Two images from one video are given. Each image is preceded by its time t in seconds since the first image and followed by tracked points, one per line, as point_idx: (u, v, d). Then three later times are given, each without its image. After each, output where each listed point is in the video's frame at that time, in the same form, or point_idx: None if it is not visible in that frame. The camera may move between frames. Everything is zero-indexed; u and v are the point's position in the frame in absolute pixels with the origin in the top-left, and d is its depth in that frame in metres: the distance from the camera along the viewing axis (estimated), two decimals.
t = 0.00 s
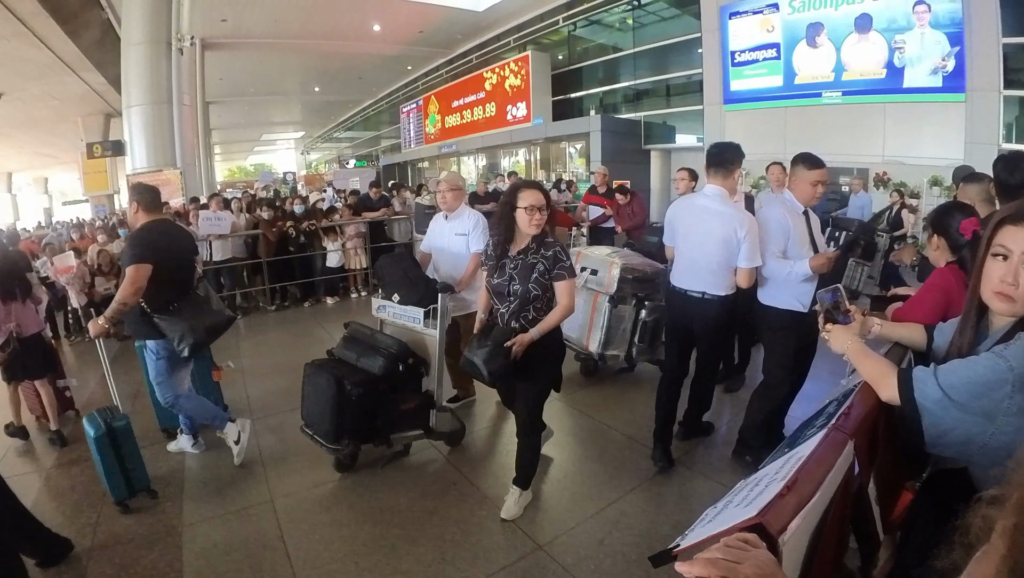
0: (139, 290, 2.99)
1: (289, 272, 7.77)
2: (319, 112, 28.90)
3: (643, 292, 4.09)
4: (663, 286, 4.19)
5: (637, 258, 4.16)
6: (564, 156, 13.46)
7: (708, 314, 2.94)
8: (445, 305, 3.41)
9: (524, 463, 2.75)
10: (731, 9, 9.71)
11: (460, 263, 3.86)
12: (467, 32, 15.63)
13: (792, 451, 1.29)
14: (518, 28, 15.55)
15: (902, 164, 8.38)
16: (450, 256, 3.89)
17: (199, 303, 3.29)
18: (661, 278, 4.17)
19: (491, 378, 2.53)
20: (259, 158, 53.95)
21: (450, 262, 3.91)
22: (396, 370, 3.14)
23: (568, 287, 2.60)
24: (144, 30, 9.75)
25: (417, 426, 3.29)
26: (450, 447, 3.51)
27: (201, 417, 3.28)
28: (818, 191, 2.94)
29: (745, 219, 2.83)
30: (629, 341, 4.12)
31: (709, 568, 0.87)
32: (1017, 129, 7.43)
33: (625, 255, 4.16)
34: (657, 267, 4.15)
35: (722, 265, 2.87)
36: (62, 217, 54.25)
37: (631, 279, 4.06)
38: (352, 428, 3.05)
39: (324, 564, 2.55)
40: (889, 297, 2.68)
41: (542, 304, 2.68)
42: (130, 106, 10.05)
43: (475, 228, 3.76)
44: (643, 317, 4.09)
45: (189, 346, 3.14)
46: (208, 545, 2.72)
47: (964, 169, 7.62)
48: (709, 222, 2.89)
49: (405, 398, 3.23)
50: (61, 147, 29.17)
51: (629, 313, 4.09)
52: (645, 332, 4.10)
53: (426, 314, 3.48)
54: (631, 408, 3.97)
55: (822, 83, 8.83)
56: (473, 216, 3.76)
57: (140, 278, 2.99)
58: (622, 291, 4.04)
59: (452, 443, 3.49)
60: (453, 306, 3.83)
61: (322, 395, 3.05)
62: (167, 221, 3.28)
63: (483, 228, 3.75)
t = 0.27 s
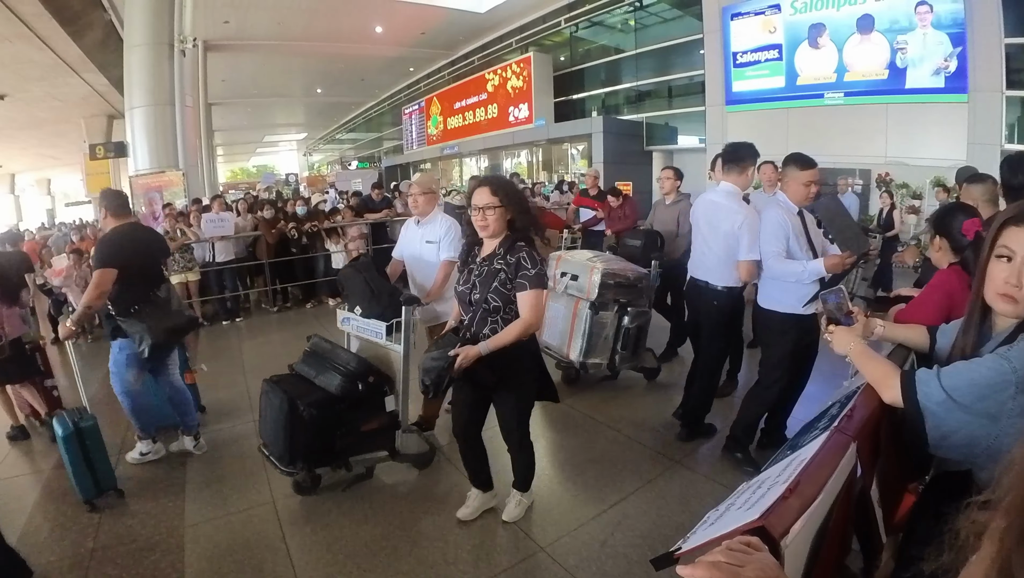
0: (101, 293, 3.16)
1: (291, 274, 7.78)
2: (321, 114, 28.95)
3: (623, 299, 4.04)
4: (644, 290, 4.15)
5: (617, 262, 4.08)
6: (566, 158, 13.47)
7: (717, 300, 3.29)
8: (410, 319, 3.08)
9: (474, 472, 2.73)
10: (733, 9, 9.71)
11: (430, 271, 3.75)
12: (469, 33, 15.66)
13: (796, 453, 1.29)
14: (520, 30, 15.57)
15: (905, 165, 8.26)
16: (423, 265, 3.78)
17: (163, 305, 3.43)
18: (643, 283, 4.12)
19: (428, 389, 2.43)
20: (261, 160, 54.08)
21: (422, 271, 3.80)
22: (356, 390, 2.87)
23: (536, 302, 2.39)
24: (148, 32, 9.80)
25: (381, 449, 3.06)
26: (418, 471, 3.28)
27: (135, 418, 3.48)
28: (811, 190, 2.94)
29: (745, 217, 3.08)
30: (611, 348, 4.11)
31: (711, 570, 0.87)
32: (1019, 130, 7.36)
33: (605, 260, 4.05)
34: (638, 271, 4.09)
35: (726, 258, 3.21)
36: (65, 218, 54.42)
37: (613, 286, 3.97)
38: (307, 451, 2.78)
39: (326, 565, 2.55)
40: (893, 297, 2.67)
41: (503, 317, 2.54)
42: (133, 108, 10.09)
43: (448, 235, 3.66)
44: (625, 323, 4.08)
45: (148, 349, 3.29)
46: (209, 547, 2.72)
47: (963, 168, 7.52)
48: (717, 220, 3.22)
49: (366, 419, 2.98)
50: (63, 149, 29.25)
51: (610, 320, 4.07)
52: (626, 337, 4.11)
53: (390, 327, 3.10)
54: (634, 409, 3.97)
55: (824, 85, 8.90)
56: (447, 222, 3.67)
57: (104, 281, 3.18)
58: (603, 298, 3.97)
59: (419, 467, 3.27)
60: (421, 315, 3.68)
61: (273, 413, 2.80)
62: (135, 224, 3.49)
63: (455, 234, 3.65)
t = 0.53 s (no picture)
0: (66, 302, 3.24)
1: (293, 274, 7.80)
2: (324, 114, 28.99)
3: (604, 304, 3.95)
4: (627, 296, 4.06)
5: (596, 266, 4.00)
6: (568, 158, 13.47)
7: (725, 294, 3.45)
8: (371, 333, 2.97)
9: (428, 502, 2.46)
10: (735, 10, 9.69)
11: (401, 281, 3.75)
12: (471, 34, 15.67)
13: (801, 453, 1.28)
14: (521, 31, 15.58)
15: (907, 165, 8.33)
16: (393, 273, 3.77)
17: (121, 316, 3.46)
18: (626, 288, 4.04)
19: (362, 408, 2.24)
20: (263, 160, 54.19)
21: (393, 278, 3.80)
22: (311, 408, 2.68)
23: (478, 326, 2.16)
24: (150, 33, 9.82)
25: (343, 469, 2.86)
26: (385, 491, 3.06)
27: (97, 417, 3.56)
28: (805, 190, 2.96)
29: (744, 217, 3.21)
30: (592, 357, 4.01)
31: (717, 572, 0.86)
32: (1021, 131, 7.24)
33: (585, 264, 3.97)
34: (621, 277, 4.01)
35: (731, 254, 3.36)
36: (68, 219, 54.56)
37: (593, 291, 3.90)
38: (259, 471, 2.63)
39: (327, 567, 2.55)
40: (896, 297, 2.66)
41: (446, 341, 2.26)
42: (135, 109, 10.11)
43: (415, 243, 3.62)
44: (606, 329, 4.00)
45: (104, 359, 3.34)
46: (212, 547, 2.72)
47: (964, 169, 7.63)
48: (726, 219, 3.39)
49: (324, 437, 2.77)
50: (66, 150, 29.30)
51: (591, 326, 3.98)
52: (607, 345, 4.01)
53: (348, 342, 3.00)
54: (636, 411, 3.96)
55: (826, 85, 8.84)
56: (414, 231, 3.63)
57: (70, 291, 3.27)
58: (583, 305, 3.90)
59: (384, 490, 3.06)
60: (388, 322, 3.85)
61: (224, 430, 2.66)
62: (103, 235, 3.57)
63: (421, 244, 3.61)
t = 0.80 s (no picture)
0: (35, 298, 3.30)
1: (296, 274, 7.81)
2: (326, 115, 29.04)
3: (584, 310, 3.79)
4: (608, 301, 3.90)
5: (576, 270, 3.83)
6: (570, 159, 13.47)
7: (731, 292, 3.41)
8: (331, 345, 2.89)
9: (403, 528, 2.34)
10: (737, 10, 9.68)
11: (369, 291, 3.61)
12: (472, 35, 15.68)
13: (808, 453, 1.28)
14: (523, 31, 15.58)
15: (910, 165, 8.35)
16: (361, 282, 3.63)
17: (88, 311, 3.51)
18: (607, 293, 3.87)
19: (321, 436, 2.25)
20: (265, 161, 54.31)
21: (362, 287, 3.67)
22: (267, 425, 2.55)
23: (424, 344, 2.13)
24: (152, 34, 9.84)
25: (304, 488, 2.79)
26: (348, 512, 2.94)
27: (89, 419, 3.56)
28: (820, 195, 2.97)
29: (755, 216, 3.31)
30: (571, 365, 3.87)
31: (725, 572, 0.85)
32: None
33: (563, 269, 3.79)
34: (602, 281, 3.85)
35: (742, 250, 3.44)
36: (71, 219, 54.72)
37: (574, 297, 3.73)
38: (210, 489, 2.51)
39: (329, 567, 2.55)
40: (901, 297, 2.65)
41: (393, 356, 2.27)
42: (137, 109, 10.13)
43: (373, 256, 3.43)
44: (586, 337, 3.85)
45: (70, 352, 3.42)
46: (213, 547, 2.73)
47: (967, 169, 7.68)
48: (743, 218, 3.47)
49: (283, 455, 2.71)
50: (69, 150, 29.37)
51: (571, 333, 3.81)
52: (586, 352, 3.88)
53: (308, 354, 2.97)
54: (638, 411, 3.96)
55: (828, 85, 8.82)
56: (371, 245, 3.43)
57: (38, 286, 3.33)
58: (562, 312, 3.73)
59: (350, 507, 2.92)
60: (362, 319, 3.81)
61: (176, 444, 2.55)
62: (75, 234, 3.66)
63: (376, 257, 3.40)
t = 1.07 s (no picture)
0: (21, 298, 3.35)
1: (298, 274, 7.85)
2: (328, 115, 29.08)
3: (560, 317, 3.51)
4: (586, 305, 3.63)
5: (553, 275, 3.55)
6: (572, 159, 13.49)
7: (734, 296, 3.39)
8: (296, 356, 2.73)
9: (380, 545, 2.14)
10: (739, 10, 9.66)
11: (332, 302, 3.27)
12: (474, 35, 15.69)
13: (809, 453, 1.28)
14: (525, 31, 15.58)
15: (913, 165, 8.35)
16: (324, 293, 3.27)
17: (76, 312, 3.61)
18: (585, 298, 3.60)
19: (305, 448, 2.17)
20: (268, 161, 54.49)
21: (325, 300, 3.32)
22: (223, 442, 2.48)
23: (358, 356, 1.90)
24: (154, 34, 9.85)
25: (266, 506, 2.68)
26: (316, 531, 2.80)
27: (89, 417, 3.54)
28: (829, 202, 2.98)
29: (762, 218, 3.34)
30: (548, 374, 3.60)
31: (728, 572, 0.85)
32: None
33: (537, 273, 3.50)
34: (580, 287, 3.57)
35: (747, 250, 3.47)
36: (73, 219, 54.89)
37: (549, 303, 3.45)
38: (167, 505, 2.46)
39: (331, 567, 2.55)
40: (903, 297, 2.65)
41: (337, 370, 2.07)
42: (139, 109, 10.14)
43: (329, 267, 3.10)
44: (563, 344, 3.59)
45: (55, 350, 3.48)
46: (214, 546, 2.73)
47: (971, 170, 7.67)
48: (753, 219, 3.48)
49: (243, 472, 2.61)
50: (72, 150, 29.45)
51: (547, 341, 3.52)
52: (564, 361, 3.64)
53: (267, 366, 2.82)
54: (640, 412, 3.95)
55: (831, 85, 8.80)
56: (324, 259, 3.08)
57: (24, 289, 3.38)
58: (537, 319, 3.45)
59: (317, 527, 2.77)
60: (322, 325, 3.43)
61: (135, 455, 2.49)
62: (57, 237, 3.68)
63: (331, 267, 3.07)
